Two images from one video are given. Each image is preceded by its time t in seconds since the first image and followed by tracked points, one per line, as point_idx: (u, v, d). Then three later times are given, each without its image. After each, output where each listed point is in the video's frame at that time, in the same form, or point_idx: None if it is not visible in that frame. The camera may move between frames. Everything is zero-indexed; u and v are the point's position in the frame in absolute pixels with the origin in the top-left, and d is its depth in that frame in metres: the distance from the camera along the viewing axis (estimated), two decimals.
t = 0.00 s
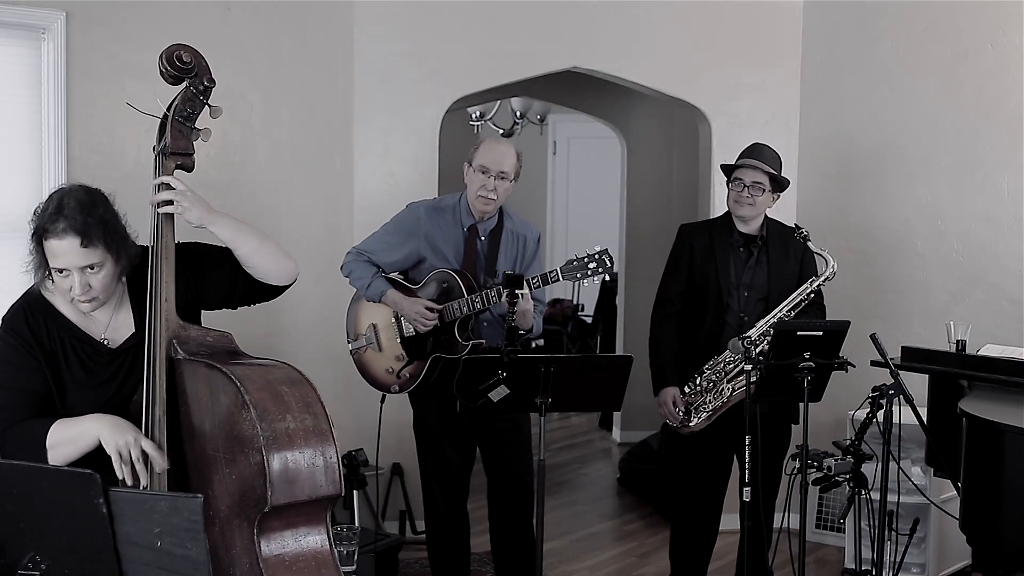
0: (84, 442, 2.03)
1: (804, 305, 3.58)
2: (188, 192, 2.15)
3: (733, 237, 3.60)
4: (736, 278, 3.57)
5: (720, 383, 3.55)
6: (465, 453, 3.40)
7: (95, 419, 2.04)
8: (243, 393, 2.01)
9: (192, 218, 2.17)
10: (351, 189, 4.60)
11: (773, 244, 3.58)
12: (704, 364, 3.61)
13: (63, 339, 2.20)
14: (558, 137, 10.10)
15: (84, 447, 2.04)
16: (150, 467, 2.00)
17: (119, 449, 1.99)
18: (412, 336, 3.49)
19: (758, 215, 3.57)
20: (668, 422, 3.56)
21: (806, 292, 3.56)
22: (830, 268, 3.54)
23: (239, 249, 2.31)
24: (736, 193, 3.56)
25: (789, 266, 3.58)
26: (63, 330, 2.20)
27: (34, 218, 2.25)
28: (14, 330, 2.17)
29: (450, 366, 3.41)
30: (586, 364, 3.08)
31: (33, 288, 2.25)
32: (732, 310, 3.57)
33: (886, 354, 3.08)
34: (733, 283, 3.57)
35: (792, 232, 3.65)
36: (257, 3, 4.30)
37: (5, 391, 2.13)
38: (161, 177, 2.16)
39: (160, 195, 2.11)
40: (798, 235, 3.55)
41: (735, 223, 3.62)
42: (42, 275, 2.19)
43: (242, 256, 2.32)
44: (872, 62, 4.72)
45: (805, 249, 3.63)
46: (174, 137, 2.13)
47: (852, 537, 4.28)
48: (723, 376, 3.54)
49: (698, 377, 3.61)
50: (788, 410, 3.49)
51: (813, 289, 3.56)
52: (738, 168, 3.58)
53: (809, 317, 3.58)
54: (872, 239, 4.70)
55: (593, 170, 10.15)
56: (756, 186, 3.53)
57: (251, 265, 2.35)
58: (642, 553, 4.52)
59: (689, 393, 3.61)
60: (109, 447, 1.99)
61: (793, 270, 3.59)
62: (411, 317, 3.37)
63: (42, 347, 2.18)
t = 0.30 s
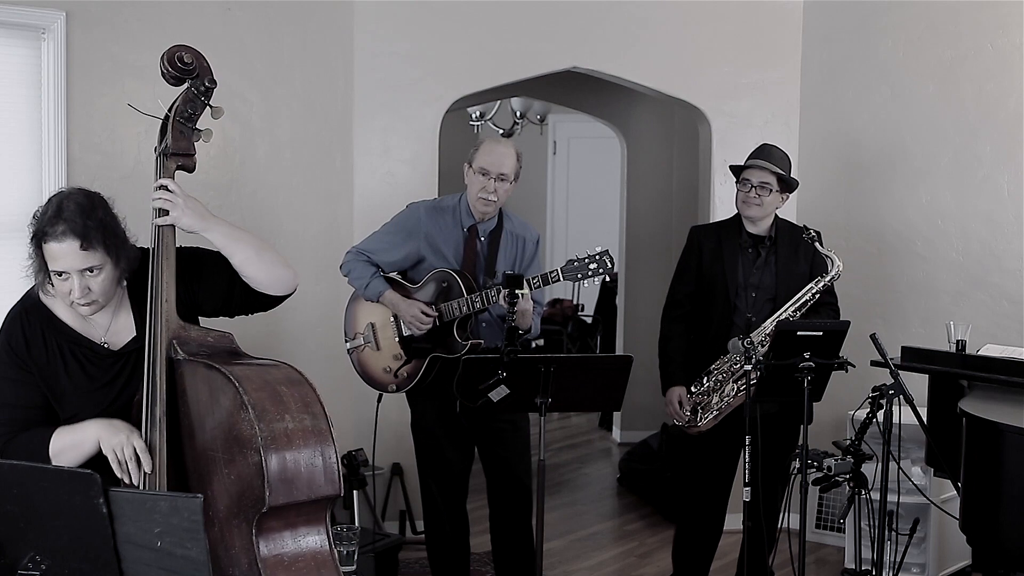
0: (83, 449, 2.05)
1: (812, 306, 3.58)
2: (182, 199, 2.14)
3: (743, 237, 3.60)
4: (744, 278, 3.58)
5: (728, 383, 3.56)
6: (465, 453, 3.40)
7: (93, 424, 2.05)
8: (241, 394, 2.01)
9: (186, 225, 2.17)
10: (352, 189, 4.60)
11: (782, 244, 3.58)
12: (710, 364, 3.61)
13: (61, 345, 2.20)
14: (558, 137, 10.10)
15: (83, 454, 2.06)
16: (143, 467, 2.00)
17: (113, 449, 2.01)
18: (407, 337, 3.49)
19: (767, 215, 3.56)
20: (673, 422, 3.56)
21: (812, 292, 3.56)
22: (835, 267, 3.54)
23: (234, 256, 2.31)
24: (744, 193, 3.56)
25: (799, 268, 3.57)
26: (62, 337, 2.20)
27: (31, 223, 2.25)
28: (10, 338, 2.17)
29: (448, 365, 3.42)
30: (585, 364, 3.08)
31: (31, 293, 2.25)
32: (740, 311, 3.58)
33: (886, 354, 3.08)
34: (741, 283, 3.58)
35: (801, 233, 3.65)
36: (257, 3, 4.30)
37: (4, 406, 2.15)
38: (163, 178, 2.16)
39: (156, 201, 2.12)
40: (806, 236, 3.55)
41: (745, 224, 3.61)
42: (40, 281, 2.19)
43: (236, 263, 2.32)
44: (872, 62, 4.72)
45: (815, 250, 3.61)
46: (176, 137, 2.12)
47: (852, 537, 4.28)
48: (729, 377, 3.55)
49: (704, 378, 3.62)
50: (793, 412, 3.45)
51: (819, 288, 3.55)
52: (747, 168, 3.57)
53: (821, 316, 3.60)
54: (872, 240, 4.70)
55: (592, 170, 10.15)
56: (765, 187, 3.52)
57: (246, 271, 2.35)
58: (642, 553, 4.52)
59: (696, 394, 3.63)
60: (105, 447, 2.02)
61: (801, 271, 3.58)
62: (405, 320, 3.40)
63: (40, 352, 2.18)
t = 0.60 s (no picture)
0: (80, 451, 2.03)
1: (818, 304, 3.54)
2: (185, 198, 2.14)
3: (751, 238, 3.60)
4: (751, 279, 3.59)
5: (733, 382, 3.53)
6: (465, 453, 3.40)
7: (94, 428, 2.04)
8: (243, 393, 2.01)
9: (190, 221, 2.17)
10: (352, 189, 4.60)
11: (790, 245, 3.57)
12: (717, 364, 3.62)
13: (58, 346, 2.20)
14: (557, 137, 10.11)
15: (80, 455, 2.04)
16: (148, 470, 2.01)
17: (117, 456, 2.00)
18: (410, 336, 3.50)
19: (775, 216, 3.55)
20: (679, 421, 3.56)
21: (818, 291, 3.52)
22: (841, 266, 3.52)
23: (237, 247, 2.32)
24: (751, 193, 3.56)
25: (807, 269, 3.56)
26: (60, 339, 2.21)
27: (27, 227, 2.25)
28: (7, 340, 2.17)
29: (449, 365, 3.41)
30: (586, 363, 3.08)
31: (27, 295, 2.25)
32: (746, 311, 3.58)
33: (886, 355, 3.08)
34: (748, 283, 3.58)
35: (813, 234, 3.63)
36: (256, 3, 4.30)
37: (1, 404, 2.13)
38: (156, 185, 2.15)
39: (160, 208, 2.10)
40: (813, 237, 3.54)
41: (753, 225, 3.61)
42: (35, 285, 2.19)
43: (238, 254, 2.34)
44: (872, 62, 4.72)
45: (824, 251, 3.60)
46: (173, 137, 2.12)
47: (852, 536, 4.29)
48: (735, 376, 3.52)
49: (711, 377, 3.61)
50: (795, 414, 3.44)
51: (823, 288, 3.52)
52: (756, 169, 3.58)
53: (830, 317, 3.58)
54: (872, 240, 4.70)
55: (592, 170, 10.16)
56: (772, 186, 3.52)
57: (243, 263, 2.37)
58: (642, 553, 4.52)
59: (702, 393, 3.59)
60: (107, 454, 2.00)
61: (809, 271, 3.57)
62: (408, 319, 3.38)
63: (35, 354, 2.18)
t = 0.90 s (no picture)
0: (79, 454, 2.04)
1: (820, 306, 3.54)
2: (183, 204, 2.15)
3: (758, 237, 3.60)
4: (756, 278, 3.58)
5: (734, 382, 3.55)
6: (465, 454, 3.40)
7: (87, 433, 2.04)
8: (241, 394, 2.01)
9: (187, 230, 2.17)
10: (352, 189, 4.59)
11: (796, 245, 3.57)
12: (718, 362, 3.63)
13: (53, 347, 2.20)
14: (558, 138, 10.12)
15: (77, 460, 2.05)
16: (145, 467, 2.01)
17: (114, 457, 2.00)
18: (413, 336, 3.50)
19: (781, 215, 3.56)
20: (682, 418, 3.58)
21: (819, 293, 3.52)
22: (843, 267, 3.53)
23: (235, 261, 2.32)
24: (757, 193, 3.57)
25: (812, 272, 3.56)
26: (56, 340, 2.20)
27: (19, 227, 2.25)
28: (3, 343, 2.17)
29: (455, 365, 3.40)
30: (586, 363, 3.08)
31: (22, 297, 2.24)
32: (749, 311, 3.58)
33: (886, 355, 3.07)
34: (753, 283, 3.58)
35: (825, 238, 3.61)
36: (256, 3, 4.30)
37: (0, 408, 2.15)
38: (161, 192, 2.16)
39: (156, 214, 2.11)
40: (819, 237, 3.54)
41: (759, 224, 3.62)
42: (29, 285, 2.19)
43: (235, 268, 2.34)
44: (873, 62, 4.72)
45: (829, 253, 3.61)
46: (173, 136, 2.13)
47: (852, 536, 4.29)
48: (737, 376, 3.54)
49: (712, 377, 3.63)
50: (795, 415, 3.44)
51: (826, 289, 3.51)
52: (761, 169, 3.58)
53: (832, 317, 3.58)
54: (872, 239, 4.69)
55: (592, 170, 10.16)
56: (778, 186, 3.52)
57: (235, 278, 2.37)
58: (642, 553, 4.52)
59: (703, 392, 3.61)
60: (105, 455, 2.01)
61: (814, 271, 3.57)
62: (409, 318, 3.41)
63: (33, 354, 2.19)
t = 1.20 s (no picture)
0: (79, 447, 2.02)
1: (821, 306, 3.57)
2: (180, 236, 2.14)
3: (761, 237, 3.60)
4: (758, 277, 3.58)
5: (734, 382, 3.61)
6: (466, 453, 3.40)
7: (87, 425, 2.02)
8: (241, 393, 2.02)
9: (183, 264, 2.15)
10: (352, 189, 4.60)
11: (799, 245, 3.57)
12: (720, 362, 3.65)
13: (52, 349, 2.21)
14: (558, 137, 10.13)
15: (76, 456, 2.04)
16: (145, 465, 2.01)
17: (116, 447, 1.99)
18: (416, 336, 3.49)
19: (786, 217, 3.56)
20: (684, 416, 3.57)
21: (822, 293, 3.54)
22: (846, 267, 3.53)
23: (231, 294, 2.28)
24: (761, 196, 3.56)
25: (815, 272, 3.55)
26: (56, 344, 2.21)
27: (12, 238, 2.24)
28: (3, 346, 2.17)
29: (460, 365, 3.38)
30: (586, 363, 3.08)
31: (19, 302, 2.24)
32: (751, 310, 3.59)
33: (886, 354, 3.07)
34: (755, 283, 3.58)
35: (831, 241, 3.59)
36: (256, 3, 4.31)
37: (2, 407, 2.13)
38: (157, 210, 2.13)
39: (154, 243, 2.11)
40: (822, 238, 3.53)
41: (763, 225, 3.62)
42: (25, 294, 2.19)
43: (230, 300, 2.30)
44: (873, 62, 4.72)
45: (832, 254, 3.60)
46: (169, 140, 2.12)
47: (852, 536, 4.29)
48: (738, 375, 3.60)
49: (712, 376, 3.66)
50: (795, 413, 3.44)
51: (828, 290, 3.53)
52: (764, 170, 3.58)
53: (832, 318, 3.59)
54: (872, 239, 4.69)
55: (593, 170, 10.17)
56: (780, 187, 3.52)
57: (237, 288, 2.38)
58: (642, 553, 4.52)
59: (703, 391, 3.65)
60: (106, 446, 1.99)
61: (817, 273, 3.56)
62: (408, 317, 3.42)
63: (34, 356, 2.19)
